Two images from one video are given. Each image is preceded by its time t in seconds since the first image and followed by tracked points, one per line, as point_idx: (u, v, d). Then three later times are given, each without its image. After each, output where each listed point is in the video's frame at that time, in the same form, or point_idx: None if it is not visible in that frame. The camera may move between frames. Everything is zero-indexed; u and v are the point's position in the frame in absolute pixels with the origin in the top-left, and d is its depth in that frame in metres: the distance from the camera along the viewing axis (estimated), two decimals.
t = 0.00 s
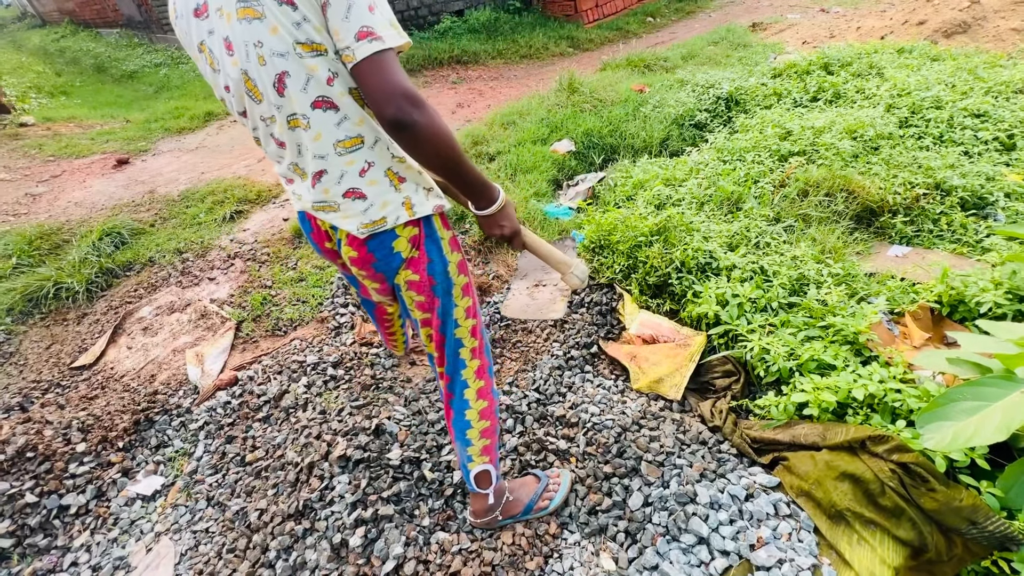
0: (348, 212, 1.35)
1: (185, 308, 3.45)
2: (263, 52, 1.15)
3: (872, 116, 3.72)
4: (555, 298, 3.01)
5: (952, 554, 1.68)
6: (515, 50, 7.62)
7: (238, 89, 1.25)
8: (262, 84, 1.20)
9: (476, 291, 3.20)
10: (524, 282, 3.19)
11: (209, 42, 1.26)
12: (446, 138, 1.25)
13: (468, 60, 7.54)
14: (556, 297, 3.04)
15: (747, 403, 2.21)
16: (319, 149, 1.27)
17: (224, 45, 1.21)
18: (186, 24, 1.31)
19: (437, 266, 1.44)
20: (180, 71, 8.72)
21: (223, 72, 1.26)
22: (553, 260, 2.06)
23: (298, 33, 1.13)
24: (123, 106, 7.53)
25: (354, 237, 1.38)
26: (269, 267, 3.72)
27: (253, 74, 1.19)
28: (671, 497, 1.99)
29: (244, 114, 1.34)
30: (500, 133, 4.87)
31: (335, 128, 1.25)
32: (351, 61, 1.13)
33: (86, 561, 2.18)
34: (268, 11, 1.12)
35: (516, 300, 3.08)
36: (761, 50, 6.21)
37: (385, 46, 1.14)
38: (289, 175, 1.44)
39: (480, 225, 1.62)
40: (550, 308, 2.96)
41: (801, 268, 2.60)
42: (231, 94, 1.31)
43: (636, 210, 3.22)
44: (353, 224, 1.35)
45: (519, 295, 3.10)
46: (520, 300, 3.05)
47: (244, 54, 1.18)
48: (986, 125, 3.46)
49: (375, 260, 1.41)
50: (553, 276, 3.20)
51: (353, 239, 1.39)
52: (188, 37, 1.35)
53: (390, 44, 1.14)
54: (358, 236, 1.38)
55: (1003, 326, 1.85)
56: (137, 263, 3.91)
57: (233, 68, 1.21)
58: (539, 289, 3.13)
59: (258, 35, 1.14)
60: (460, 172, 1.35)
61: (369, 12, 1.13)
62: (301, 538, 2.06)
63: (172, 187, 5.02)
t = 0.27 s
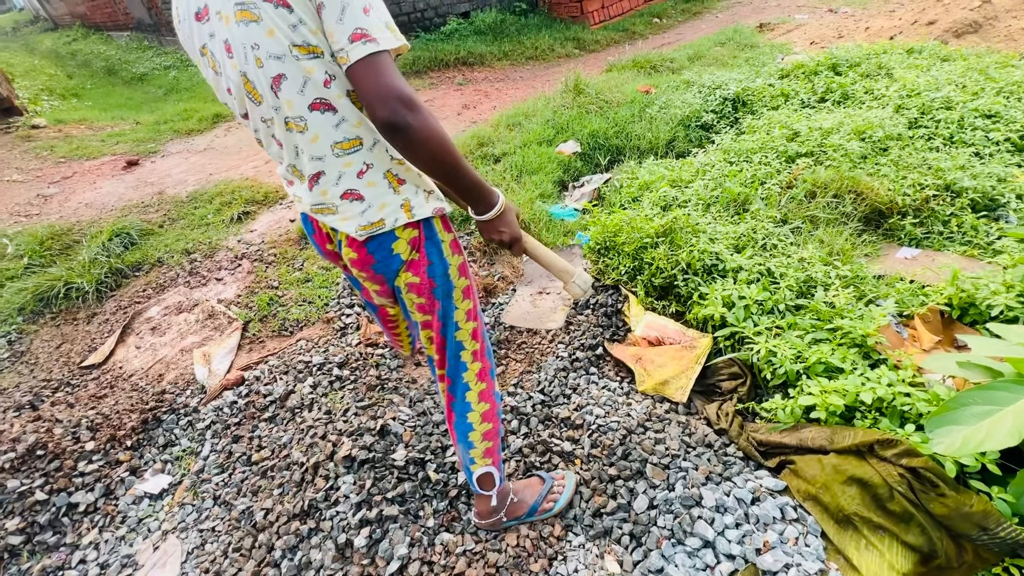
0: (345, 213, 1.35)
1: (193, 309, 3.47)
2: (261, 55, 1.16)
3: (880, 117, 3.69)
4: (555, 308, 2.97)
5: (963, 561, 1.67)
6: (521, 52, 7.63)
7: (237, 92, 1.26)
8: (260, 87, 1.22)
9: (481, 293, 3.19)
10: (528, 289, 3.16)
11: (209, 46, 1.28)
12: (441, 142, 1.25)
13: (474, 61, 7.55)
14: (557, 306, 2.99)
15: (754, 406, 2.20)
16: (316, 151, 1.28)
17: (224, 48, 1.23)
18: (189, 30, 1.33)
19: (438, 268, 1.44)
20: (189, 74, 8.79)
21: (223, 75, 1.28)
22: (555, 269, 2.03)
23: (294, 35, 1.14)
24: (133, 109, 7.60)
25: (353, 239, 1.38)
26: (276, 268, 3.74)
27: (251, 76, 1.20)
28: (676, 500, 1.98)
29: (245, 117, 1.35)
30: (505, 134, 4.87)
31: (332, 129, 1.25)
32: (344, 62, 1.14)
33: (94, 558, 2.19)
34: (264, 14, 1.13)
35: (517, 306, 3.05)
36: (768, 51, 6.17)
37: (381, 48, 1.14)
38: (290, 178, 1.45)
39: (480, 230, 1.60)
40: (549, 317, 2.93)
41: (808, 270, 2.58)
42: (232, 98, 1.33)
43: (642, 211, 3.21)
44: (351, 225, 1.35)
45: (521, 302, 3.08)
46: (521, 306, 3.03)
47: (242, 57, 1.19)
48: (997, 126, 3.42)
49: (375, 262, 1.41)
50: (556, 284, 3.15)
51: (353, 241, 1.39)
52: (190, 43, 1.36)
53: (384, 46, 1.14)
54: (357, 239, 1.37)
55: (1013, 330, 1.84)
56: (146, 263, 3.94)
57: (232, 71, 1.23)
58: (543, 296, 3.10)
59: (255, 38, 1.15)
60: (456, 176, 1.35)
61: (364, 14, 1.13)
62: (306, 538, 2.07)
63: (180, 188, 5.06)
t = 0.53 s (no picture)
0: (374, 207, 1.35)
1: (206, 307, 3.51)
2: (297, 47, 1.16)
3: (896, 115, 3.63)
4: (563, 307, 2.96)
5: (979, 568, 1.63)
6: (531, 51, 7.62)
7: (264, 88, 1.23)
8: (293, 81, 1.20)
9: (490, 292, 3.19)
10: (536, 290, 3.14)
11: (229, 45, 1.23)
12: (465, 131, 1.30)
13: (483, 61, 7.56)
14: (565, 305, 2.97)
15: (765, 408, 2.17)
16: (348, 143, 1.28)
17: (250, 44, 1.20)
18: (202, 32, 1.28)
19: (460, 262, 1.45)
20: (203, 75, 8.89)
21: (246, 72, 1.24)
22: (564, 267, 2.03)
23: (332, 27, 1.15)
24: (148, 110, 7.71)
25: (379, 234, 1.38)
26: (287, 267, 3.76)
27: (284, 70, 1.19)
28: (685, 502, 1.96)
29: (266, 116, 1.31)
30: (515, 134, 4.86)
31: (364, 122, 1.26)
32: (377, 51, 1.17)
33: (109, 552, 2.23)
34: (302, 7, 1.13)
35: (526, 307, 3.03)
36: (781, 48, 6.11)
37: (410, 38, 1.20)
38: (310, 177, 1.42)
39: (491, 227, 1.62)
40: (557, 316, 2.91)
41: (820, 271, 2.55)
42: (253, 96, 1.28)
43: (652, 211, 3.19)
44: (380, 219, 1.35)
45: (530, 303, 3.06)
46: (527, 307, 3.01)
47: (274, 52, 1.17)
48: (1017, 124, 3.35)
49: (399, 257, 1.41)
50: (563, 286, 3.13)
51: (378, 236, 1.39)
52: (201, 45, 1.30)
53: (412, 37, 1.20)
54: (383, 234, 1.38)
55: None
56: (160, 262, 3.99)
57: (261, 67, 1.20)
58: (551, 297, 3.08)
59: (291, 31, 1.15)
60: (475, 171, 1.39)
61: (394, 6, 1.18)
62: (316, 535, 2.08)
63: (194, 188, 5.12)
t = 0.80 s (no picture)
0: (407, 194, 1.34)
1: (229, 296, 3.57)
2: (341, 34, 1.15)
3: (931, 108, 3.49)
4: (584, 270, 3.10)
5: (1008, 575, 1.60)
6: (552, 41, 7.53)
7: (303, 77, 1.20)
8: (335, 68, 1.18)
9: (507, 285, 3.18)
10: (549, 263, 3.24)
11: (264, 34, 1.19)
12: (500, 113, 1.34)
13: (504, 51, 7.50)
14: (585, 270, 3.11)
15: (785, 407, 2.13)
16: (385, 131, 1.27)
17: (290, 32, 1.16)
18: (231, 23, 1.23)
19: (486, 251, 1.47)
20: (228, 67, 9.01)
21: (283, 61, 1.20)
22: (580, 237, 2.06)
23: (376, 14, 1.16)
24: (174, 101, 7.85)
25: (410, 223, 1.37)
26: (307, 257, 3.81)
27: (327, 57, 1.17)
28: (701, 499, 1.93)
29: (300, 107, 1.27)
30: (534, 126, 4.82)
31: (402, 109, 1.26)
32: (420, 35, 1.22)
33: (138, 529, 2.31)
34: None
35: (545, 280, 3.13)
36: (811, 38, 5.92)
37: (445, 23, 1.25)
38: (339, 168, 1.39)
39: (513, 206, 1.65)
40: (583, 280, 3.03)
41: (847, 268, 2.47)
42: (288, 87, 1.24)
43: (673, 205, 3.14)
44: (413, 206, 1.34)
45: (548, 275, 3.15)
46: (549, 280, 3.10)
47: (318, 39, 1.15)
48: None
49: (428, 246, 1.41)
50: (575, 254, 3.26)
51: (408, 225, 1.39)
52: (228, 37, 1.24)
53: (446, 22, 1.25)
54: (413, 222, 1.37)
55: None
56: (186, 251, 4.07)
57: (302, 55, 1.17)
58: (566, 265, 3.20)
59: (336, 17, 1.14)
60: (508, 153, 1.43)
61: None
62: (335, 520, 2.11)
63: (218, 178, 5.21)
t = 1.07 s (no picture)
0: (453, 173, 1.31)
1: (262, 270, 3.63)
2: (397, 8, 1.13)
3: (998, 98, 3.26)
4: (601, 233, 3.23)
5: None
6: (588, 20, 7.32)
7: (355, 53, 1.15)
8: (390, 43, 1.15)
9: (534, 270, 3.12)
10: (562, 233, 3.32)
11: (312, 7, 1.12)
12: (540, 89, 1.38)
13: (538, 30, 7.33)
14: (601, 233, 3.24)
15: (818, 410, 2.04)
16: (434, 107, 1.25)
17: (343, 6, 1.11)
18: None
19: (523, 235, 1.45)
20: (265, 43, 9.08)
21: (332, 37, 1.14)
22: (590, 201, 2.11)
23: None
24: (212, 76, 7.96)
25: (452, 203, 1.35)
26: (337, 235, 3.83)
27: (382, 32, 1.13)
28: (725, 499, 1.88)
29: (346, 85, 1.21)
30: (568, 108, 4.71)
31: (452, 85, 1.25)
32: (471, 10, 1.21)
33: (175, 490, 2.40)
34: None
35: (566, 248, 3.22)
36: (867, 19, 5.60)
37: None
38: (379, 148, 1.34)
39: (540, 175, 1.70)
40: (603, 242, 3.16)
41: (894, 268, 2.34)
42: (335, 65, 1.18)
43: (710, 195, 3.03)
44: (457, 185, 1.32)
45: (567, 244, 3.24)
46: (569, 246, 3.20)
47: (374, 13, 1.12)
48: None
49: (467, 228, 1.39)
50: (585, 219, 3.37)
51: (449, 206, 1.36)
52: (267, 11, 1.15)
53: None
54: (455, 203, 1.35)
55: None
56: (221, 225, 4.14)
57: (356, 30, 1.13)
58: (579, 230, 3.32)
59: None
60: (542, 127, 1.47)
61: None
62: (358, 494, 2.14)
63: (254, 154, 5.27)
